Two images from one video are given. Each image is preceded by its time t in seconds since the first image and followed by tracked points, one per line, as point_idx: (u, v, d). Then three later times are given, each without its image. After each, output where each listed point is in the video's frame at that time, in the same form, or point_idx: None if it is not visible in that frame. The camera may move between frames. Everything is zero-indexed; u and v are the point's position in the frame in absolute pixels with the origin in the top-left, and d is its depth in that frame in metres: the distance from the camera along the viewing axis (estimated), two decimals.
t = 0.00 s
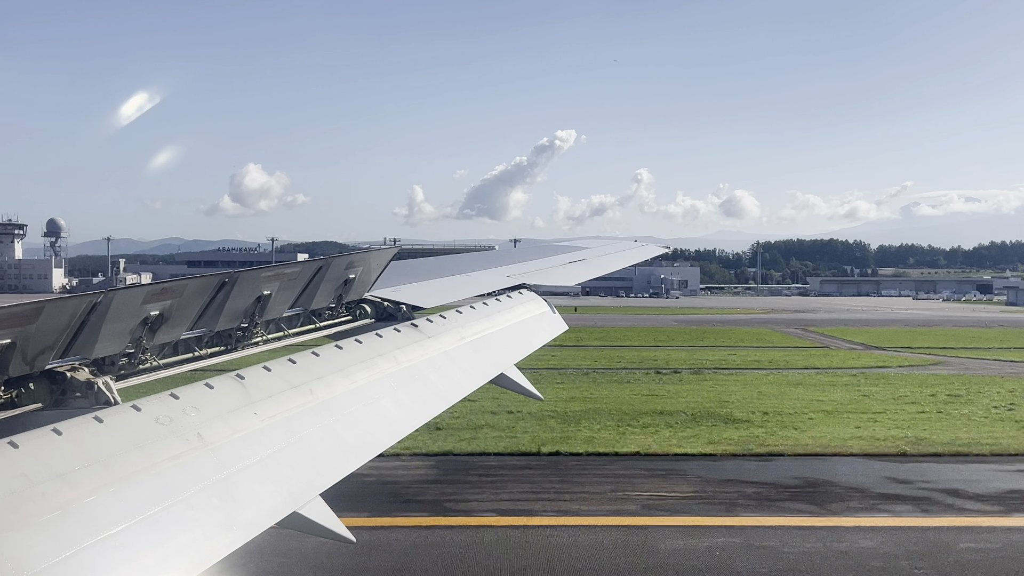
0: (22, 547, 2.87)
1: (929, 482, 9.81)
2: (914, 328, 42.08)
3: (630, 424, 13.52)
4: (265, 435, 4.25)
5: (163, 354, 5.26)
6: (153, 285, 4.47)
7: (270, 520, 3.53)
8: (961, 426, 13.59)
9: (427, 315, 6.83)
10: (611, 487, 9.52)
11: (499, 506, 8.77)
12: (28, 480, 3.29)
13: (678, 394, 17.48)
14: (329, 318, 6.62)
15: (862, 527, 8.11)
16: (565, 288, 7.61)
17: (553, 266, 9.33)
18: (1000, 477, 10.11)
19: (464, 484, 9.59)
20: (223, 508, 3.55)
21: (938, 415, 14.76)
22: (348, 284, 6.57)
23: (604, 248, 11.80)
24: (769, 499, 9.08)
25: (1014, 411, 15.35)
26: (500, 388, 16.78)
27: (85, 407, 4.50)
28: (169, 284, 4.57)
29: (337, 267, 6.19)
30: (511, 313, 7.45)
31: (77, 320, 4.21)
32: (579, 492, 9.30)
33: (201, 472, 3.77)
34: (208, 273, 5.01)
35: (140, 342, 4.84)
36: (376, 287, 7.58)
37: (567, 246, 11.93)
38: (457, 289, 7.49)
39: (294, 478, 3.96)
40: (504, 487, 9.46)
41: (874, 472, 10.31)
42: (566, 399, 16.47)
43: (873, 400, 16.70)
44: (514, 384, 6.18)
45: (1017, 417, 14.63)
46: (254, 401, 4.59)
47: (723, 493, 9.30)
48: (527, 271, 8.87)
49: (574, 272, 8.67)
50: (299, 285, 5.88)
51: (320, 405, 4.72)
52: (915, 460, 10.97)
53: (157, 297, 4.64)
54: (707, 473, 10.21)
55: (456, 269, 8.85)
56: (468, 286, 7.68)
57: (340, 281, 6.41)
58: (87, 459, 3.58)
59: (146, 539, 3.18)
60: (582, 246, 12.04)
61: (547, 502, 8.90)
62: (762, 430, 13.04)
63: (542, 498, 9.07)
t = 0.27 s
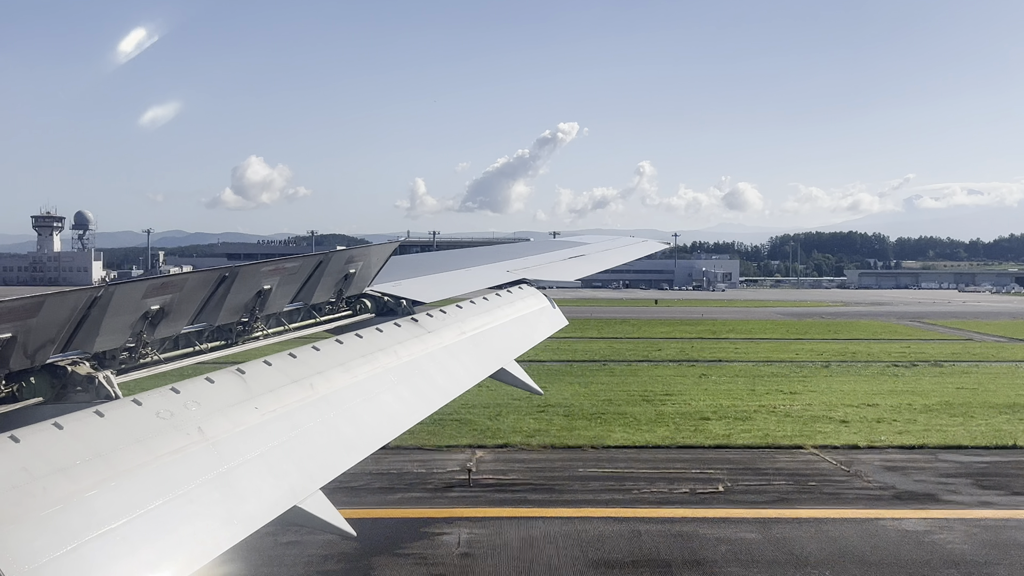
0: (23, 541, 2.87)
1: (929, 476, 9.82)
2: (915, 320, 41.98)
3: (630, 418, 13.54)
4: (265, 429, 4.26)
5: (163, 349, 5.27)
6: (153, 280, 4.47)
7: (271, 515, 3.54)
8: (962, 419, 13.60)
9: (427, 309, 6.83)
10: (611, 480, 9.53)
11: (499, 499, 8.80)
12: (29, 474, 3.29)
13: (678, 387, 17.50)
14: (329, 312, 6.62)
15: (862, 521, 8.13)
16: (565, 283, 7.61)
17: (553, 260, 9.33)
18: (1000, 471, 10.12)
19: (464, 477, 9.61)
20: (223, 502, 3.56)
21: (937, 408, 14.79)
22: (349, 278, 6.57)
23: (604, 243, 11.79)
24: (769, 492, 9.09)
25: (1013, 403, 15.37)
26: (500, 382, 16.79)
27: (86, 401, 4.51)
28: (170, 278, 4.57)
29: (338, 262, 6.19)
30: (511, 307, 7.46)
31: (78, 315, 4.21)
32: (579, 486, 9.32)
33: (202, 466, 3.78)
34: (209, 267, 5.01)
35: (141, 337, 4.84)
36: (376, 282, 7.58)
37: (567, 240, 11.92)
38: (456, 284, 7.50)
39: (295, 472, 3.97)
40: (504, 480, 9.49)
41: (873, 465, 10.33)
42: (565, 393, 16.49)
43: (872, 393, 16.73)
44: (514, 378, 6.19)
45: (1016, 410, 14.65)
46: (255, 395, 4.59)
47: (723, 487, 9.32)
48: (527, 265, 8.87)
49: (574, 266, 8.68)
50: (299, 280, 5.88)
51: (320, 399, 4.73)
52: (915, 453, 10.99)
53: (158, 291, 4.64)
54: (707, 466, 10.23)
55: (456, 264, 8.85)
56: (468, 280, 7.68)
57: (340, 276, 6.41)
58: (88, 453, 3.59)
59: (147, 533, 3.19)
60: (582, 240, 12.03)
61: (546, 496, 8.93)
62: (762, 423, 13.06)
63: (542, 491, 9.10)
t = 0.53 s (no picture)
0: (25, 532, 2.89)
1: (929, 468, 9.84)
2: (918, 311, 41.90)
3: (630, 410, 13.56)
4: (266, 421, 4.27)
5: (165, 341, 5.28)
6: (154, 272, 4.48)
7: (272, 506, 3.55)
8: (962, 411, 13.60)
9: (428, 302, 6.84)
10: (611, 473, 9.56)
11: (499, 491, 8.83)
12: (31, 466, 3.31)
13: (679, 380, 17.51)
14: (330, 305, 6.63)
15: (861, 513, 8.15)
16: (565, 275, 7.61)
17: (553, 253, 9.33)
18: (1001, 462, 10.13)
19: (465, 470, 9.64)
20: (224, 494, 3.57)
21: (936, 400, 14.80)
22: (349, 271, 6.57)
23: (604, 235, 11.79)
24: (770, 484, 9.11)
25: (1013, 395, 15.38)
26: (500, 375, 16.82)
27: (88, 393, 4.52)
28: (170, 270, 4.58)
29: (338, 254, 6.19)
30: (511, 300, 7.46)
31: (79, 307, 4.22)
32: (579, 478, 9.35)
33: (203, 458, 3.79)
34: (210, 260, 5.01)
35: (142, 329, 4.85)
36: (377, 274, 7.58)
37: (567, 233, 11.92)
38: (457, 276, 7.50)
39: (296, 464, 3.98)
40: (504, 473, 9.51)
41: (873, 457, 10.35)
42: (565, 385, 16.52)
43: (871, 385, 16.74)
44: (514, 370, 6.20)
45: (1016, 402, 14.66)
46: (256, 388, 4.60)
47: (722, 479, 9.34)
48: (528, 258, 8.87)
49: (574, 259, 8.68)
50: (300, 272, 5.89)
51: (321, 392, 4.74)
52: (915, 445, 11.00)
53: (159, 283, 4.65)
54: (706, 459, 10.25)
55: (457, 257, 8.85)
56: (468, 273, 7.68)
57: (341, 268, 6.41)
58: (90, 444, 3.60)
59: (149, 525, 3.20)
60: (582, 233, 12.03)
61: (547, 488, 8.96)
62: (762, 416, 13.08)
63: (542, 484, 9.13)
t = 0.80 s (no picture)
0: (27, 523, 2.89)
1: (930, 459, 9.83)
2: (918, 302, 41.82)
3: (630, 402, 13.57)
4: (267, 414, 4.27)
5: (166, 333, 5.28)
6: (155, 265, 4.47)
7: (273, 499, 3.55)
8: (963, 402, 13.60)
9: (428, 294, 6.83)
10: (611, 465, 9.57)
11: (500, 484, 8.84)
12: (32, 457, 3.31)
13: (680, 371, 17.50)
14: (330, 298, 6.63)
15: (861, 504, 8.16)
16: (566, 267, 7.60)
17: (554, 245, 9.31)
18: (1002, 453, 10.14)
19: (465, 462, 9.65)
20: (226, 485, 3.57)
21: (937, 391, 14.78)
22: (350, 264, 6.56)
23: (605, 227, 11.76)
24: (770, 476, 9.11)
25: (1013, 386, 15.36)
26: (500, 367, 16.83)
27: (89, 385, 4.53)
28: (171, 263, 4.57)
29: (339, 247, 6.18)
30: (511, 292, 7.45)
31: (80, 299, 4.21)
32: (579, 470, 9.36)
33: (204, 450, 3.79)
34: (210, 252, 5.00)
35: (143, 322, 4.85)
36: (377, 267, 7.57)
37: (567, 225, 11.89)
38: (457, 269, 7.48)
39: (297, 456, 3.98)
40: (504, 465, 9.52)
41: (873, 449, 10.34)
42: (566, 377, 16.53)
43: (872, 376, 16.73)
44: (515, 363, 6.19)
45: (1017, 392, 14.64)
46: (257, 380, 4.60)
47: (722, 471, 9.35)
48: (528, 250, 8.85)
49: (575, 251, 8.66)
50: (301, 265, 5.88)
51: (321, 384, 4.74)
52: (916, 437, 11.00)
53: (160, 276, 4.64)
54: (707, 450, 10.26)
55: (457, 249, 8.84)
56: (469, 265, 7.66)
57: (342, 261, 6.40)
58: (91, 436, 3.60)
59: (150, 516, 3.20)
60: (583, 225, 12.01)
61: (547, 480, 8.98)
62: (762, 407, 13.07)
63: (543, 475, 9.14)
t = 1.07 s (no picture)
0: (27, 517, 2.89)
1: (929, 452, 9.86)
2: (916, 295, 41.77)
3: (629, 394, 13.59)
4: (266, 406, 4.27)
5: (164, 326, 5.28)
6: (154, 257, 4.46)
7: (272, 491, 3.56)
8: (962, 395, 13.62)
9: (427, 286, 6.82)
10: (610, 457, 9.59)
11: (499, 476, 8.86)
12: (31, 451, 3.31)
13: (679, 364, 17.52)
14: (329, 289, 6.62)
15: (859, 497, 8.18)
16: (565, 259, 7.59)
17: (553, 237, 9.30)
18: (1000, 446, 10.16)
19: (464, 455, 9.67)
20: (225, 478, 3.57)
21: (936, 384, 14.80)
22: (349, 255, 6.56)
23: (604, 219, 11.73)
24: (770, 468, 9.13)
25: (1012, 380, 15.37)
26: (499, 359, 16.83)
27: (88, 378, 4.53)
28: (169, 255, 4.56)
29: (337, 238, 6.17)
30: (510, 284, 7.44)
31: (78, 292, 4.21)
32: (579, 463, 9.38)
33: (203, 442, 3.79)
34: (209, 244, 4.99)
35: (141, 314, 4.84)
36: (376, 259, 7.56)
37: (566, 217, 11.86)
38: (456, 261, 7.47)
39: (296, 448, 3.98)
40: (504, 458, 9.54)
41: (872, 442, 10.36)
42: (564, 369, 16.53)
43: (870, 369, 16.74)
44: (514, 355, 6.19)
45: (1015, 385, 14.65)
46: (256, 372, 4.60)
47: (721, 463, 9.37)
48: (527, 242, 8.83)
49: (574, 243, 8.64)
50: (299, 257, 5.87)
51: (320, 376, 4.74)
52: (915, 429, 11.02)
53: (158, 268, 4.63)
54: (706, 443, 10.27)
55: (456, 241, 8.82)
56: (467, 257, 7.66)
57: (340, 253, 6.39)
58: (90, 429, 3.60)
59: (150, 509, 3.20)
60: (582, 216, 11.98)
61: (547, 473, 8.99)
62: (761, 401, 13.09)
63: (542, 468, 9.16)
